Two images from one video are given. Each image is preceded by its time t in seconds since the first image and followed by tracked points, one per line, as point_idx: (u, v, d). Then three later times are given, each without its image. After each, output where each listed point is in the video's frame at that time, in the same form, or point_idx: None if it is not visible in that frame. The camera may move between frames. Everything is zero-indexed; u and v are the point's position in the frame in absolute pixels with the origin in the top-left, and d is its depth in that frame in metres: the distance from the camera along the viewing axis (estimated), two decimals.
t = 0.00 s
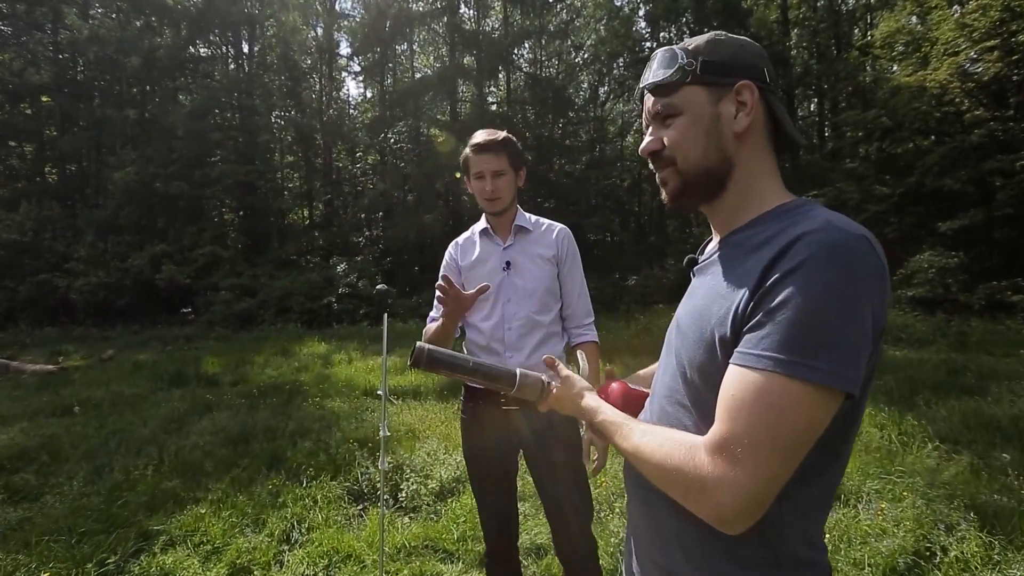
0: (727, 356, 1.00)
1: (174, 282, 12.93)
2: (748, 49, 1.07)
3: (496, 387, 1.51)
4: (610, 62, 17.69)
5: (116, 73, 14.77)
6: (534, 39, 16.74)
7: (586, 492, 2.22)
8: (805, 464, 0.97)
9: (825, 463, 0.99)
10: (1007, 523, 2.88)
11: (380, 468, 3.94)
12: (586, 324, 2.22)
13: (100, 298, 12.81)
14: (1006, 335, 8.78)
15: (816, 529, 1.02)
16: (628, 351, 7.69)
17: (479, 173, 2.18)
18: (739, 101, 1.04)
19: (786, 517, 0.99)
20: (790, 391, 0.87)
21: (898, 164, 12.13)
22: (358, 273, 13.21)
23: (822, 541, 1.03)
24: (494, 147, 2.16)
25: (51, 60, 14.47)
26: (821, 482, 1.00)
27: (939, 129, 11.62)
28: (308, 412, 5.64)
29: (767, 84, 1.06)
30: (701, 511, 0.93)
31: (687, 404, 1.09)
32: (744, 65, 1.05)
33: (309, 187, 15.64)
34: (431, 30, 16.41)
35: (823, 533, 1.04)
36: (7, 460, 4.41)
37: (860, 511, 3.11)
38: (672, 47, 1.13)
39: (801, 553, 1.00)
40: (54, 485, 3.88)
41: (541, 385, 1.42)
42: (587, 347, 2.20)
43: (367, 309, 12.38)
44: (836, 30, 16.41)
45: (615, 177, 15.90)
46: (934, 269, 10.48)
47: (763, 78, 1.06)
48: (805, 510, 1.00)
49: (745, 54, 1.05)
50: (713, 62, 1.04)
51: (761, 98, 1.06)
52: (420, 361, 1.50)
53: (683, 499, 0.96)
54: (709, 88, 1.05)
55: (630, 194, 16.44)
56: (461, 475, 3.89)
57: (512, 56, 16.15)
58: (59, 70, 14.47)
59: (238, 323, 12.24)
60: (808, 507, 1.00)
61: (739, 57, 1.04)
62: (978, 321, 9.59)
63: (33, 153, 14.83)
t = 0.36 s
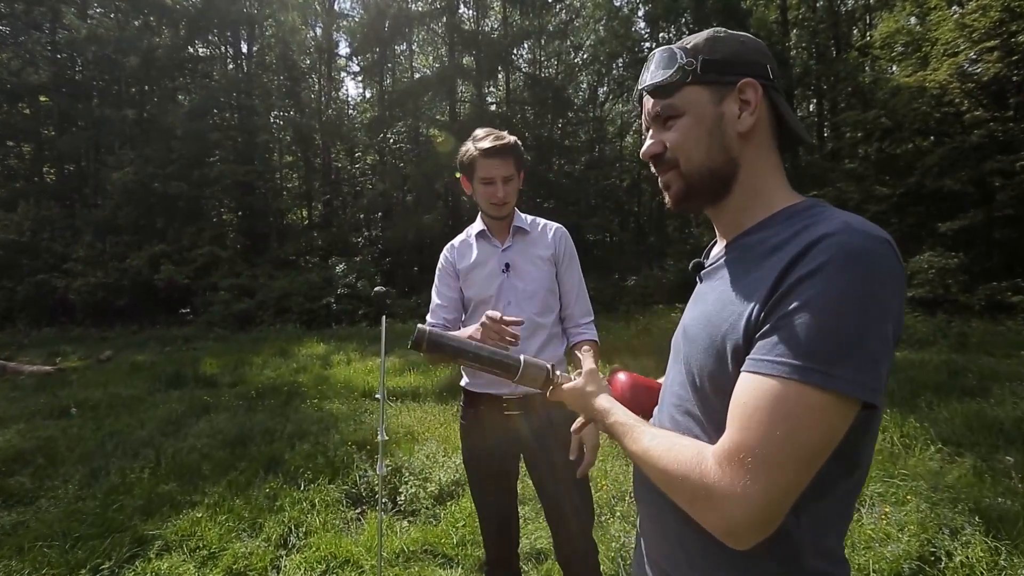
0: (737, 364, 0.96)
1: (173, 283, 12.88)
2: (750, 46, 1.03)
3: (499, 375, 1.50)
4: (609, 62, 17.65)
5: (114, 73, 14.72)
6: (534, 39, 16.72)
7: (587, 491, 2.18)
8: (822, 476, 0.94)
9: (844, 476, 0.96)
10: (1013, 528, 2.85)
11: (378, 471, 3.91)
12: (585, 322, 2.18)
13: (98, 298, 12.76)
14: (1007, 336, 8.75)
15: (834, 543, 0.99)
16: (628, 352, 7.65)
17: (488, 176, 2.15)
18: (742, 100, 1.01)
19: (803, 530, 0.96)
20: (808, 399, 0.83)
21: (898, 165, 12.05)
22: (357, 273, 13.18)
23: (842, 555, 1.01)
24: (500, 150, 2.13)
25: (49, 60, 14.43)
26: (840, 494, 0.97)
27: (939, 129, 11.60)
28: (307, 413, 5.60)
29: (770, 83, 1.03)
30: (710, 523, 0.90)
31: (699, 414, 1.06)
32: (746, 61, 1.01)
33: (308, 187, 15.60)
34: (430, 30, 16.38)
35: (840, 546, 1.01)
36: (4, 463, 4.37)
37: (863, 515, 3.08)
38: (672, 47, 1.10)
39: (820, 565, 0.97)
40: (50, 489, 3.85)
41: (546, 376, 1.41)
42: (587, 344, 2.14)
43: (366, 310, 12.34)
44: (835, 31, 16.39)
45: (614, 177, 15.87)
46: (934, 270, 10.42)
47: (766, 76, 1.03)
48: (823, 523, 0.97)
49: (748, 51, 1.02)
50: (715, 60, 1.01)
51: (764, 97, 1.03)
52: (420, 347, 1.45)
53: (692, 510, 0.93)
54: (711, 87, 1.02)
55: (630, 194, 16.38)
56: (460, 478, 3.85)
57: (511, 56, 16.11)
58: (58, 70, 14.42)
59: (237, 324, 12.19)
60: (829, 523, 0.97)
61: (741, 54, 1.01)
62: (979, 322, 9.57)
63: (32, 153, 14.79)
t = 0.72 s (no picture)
0: (742, 369, 0.94)
1: (173, 283, 12.86)
2: (758, 48, 1.02)
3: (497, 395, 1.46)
4: (610, 62, 17.59)
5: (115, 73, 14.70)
6: (534, 39, 16.69)
7: (587, 491, 2.16)
8: (828, 485, 0.92)
9: (851, 485, 0.93)
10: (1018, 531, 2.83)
11: (379, 473, 3.89)
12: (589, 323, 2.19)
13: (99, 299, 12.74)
14: (1009, 336, 8.72)
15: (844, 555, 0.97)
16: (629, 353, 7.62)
17: (490, 177, 2.12)
18: (751, 100, 1.00)
19: (813, 538, 0.94)
20: (810, 405, 0.81)
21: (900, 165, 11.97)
22: (358, 273, 13.17)
23: (853, 566, 0.99)
24: (503, 153, 2.11)
25: (50, 60, 14.41)
26: (850, 502, 0.94)
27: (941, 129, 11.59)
28: (307, 415, 5.57)
29: (778, 84, 1.02)
30: (710, 530, 0.88)
31: (704, 421, 1.04)
32: (756, 62, 1.00)
33: (308, 188, 15.57)
34: (431, 30, 16.37)
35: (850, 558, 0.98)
36: (4, 465, 4.36)
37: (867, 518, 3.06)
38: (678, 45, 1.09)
39: None
40: (49, 491, 3.82)
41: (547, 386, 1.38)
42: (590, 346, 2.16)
43: (366, 310, 12.32)
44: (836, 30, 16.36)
45: (615, 177, 15.83)
46: (935, 270, 10.37)
47: (775, 78, 1.01)
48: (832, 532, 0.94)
49: (757, 51, 1.01)
50: (726, 58, 0.99)
51: (772, 98, 1.01)
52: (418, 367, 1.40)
53: (693, 517, 0.91)
54: (720, 84, 1.00)
55: (630, 194, 16.34)
56: (461, 480, 3.84)
57: (512, 56, 16.08)
58: (58, 70, 14.38)
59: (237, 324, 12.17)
60: (836, 534, 0.95)
61: (749, 56, 1.00)
62: (981, 322, 9.54)
63: (33, 153, 14.77)
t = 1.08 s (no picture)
0: (747, 371, 0.93)
1: (173, 283, 12.85)
2: (753, 50, 1.01)
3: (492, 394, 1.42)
4: (610, 62, 17.52)
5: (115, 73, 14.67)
6: (534, 38, 16.66)
7: (587, 491, 2.14)
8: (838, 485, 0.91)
9: (861, 484, 0.92)
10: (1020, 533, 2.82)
11: (379, 474, 3.88)
12: (592, 325, 2.17)
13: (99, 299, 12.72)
14: (1010, 337, 8.70)
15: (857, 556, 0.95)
16: (630, 355, 7.59)
17: (490, 176, 2.11)
18: (749, 101, 0.98)
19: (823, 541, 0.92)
20: (820, 408, 0.80)
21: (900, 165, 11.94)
22: (358, 273, 13.16)
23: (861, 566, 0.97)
24: (503, 152, 2.10)
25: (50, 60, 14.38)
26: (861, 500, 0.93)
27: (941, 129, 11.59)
28: (305, 416, 5.54)
29: (773, 84, 1.01)
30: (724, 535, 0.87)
31: (708, 422, 1.02)
32: (751, 64, 0.99)
33: (308, 188, 15.47)
34: (431, 30, 16.36)
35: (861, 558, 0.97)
36: (2, 465, 4.35)
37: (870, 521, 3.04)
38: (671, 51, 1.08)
39: None
40: (48, 493, 3.81)
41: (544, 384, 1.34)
42: (592, 348, 2.13)
43: (366, 310, 12.31)
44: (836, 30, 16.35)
45: (615, 177, 15.79)
46: (936, 270, 10.35)
47: (771, 79, 1.00)
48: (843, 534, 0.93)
49: (751, 52, 1.00)
50: (722, 61, 0.98)
51: (769, 97, 1.00)
52: (408, 371, 1.35)
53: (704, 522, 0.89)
54: (718, 87, 0.99)
55: (630, 194, 16.33)
56: (462, 481, 3.82)
57: (512, 56, 16.05)
58: (58, 70, 14.36)
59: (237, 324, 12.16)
60: (847, 535, 0.93)
61: (741, 58, 0.99)
62: (982, 322, 9.53)
63: (32, 153, 14.75)
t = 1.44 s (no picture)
0: (751, 375, 0.92)
1: (173, 283, 12.85)
2: (721, 61, 1.00)
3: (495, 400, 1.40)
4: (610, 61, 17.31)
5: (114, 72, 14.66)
6: (534, 38, 16.64)
7: (587, 491, 2.13)
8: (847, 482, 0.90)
9: (870, 484, 0.91)
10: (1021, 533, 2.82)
11: (379, 474, 3.87)
12: (592, 323, 2.16)
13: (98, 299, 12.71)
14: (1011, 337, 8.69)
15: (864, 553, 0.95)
16: (630, 355, 7.56)
17: (487, 177, 2.10)
18: (718, 124, 0.97)
19: (828, 544, 0.91)
20: (833, 408, 0.79)
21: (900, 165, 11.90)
22: (358, 273, 13.16)
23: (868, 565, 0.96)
24: (499, 152, 2.09)
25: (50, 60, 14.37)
26: (870, 498, 0.92)
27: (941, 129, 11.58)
28: (304, 416, 5.52)
29: (744, 89, 0.99)
30: (738, 542, 0.85)
31: (711, 424, 1.02)
32: (718, 82, 0.98)
33: (308, 190, 15.28)
34: (431, 30, 16.34)
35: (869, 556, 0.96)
36: (1, 466, 4.34)
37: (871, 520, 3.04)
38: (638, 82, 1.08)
39: None
40: (48, 493, 3.80)
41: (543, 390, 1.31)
42: (591, 347, 2.12)
43: (366, 310, 12.31)
44: (837, 30, 16.33)
45: (615, 177, 15.76)
46: (936, 270, 10.34)
47: (735, 86, 0.98)
48: (851, 534, 0.92)
49: (715, 67, 0.99)
50: (677, 101, 0.99)
51: (741, 106, 0.99)
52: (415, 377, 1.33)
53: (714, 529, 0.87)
54: (687, 122, 0.99)
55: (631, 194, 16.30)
56: (462, 481, 3.81)
57: (512, 56, 16.03)
58: (58, 69, 14.34)
59: (237, 324, 12.14)
60: (856, 534, 0.93)
61: (711, 75, 0.98)
62: (983, 322, 9.51)
63: (32, 153, 14.74)
